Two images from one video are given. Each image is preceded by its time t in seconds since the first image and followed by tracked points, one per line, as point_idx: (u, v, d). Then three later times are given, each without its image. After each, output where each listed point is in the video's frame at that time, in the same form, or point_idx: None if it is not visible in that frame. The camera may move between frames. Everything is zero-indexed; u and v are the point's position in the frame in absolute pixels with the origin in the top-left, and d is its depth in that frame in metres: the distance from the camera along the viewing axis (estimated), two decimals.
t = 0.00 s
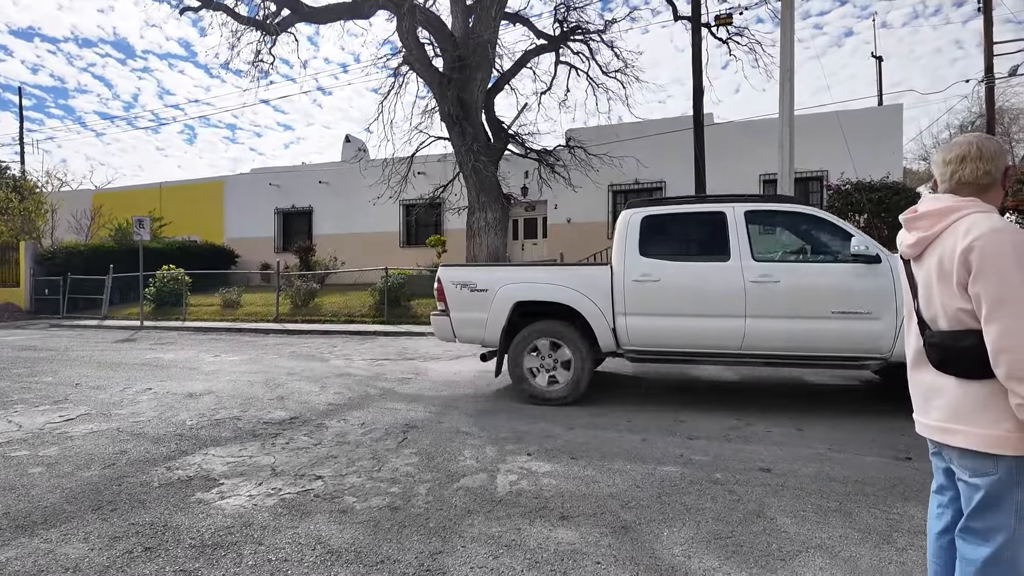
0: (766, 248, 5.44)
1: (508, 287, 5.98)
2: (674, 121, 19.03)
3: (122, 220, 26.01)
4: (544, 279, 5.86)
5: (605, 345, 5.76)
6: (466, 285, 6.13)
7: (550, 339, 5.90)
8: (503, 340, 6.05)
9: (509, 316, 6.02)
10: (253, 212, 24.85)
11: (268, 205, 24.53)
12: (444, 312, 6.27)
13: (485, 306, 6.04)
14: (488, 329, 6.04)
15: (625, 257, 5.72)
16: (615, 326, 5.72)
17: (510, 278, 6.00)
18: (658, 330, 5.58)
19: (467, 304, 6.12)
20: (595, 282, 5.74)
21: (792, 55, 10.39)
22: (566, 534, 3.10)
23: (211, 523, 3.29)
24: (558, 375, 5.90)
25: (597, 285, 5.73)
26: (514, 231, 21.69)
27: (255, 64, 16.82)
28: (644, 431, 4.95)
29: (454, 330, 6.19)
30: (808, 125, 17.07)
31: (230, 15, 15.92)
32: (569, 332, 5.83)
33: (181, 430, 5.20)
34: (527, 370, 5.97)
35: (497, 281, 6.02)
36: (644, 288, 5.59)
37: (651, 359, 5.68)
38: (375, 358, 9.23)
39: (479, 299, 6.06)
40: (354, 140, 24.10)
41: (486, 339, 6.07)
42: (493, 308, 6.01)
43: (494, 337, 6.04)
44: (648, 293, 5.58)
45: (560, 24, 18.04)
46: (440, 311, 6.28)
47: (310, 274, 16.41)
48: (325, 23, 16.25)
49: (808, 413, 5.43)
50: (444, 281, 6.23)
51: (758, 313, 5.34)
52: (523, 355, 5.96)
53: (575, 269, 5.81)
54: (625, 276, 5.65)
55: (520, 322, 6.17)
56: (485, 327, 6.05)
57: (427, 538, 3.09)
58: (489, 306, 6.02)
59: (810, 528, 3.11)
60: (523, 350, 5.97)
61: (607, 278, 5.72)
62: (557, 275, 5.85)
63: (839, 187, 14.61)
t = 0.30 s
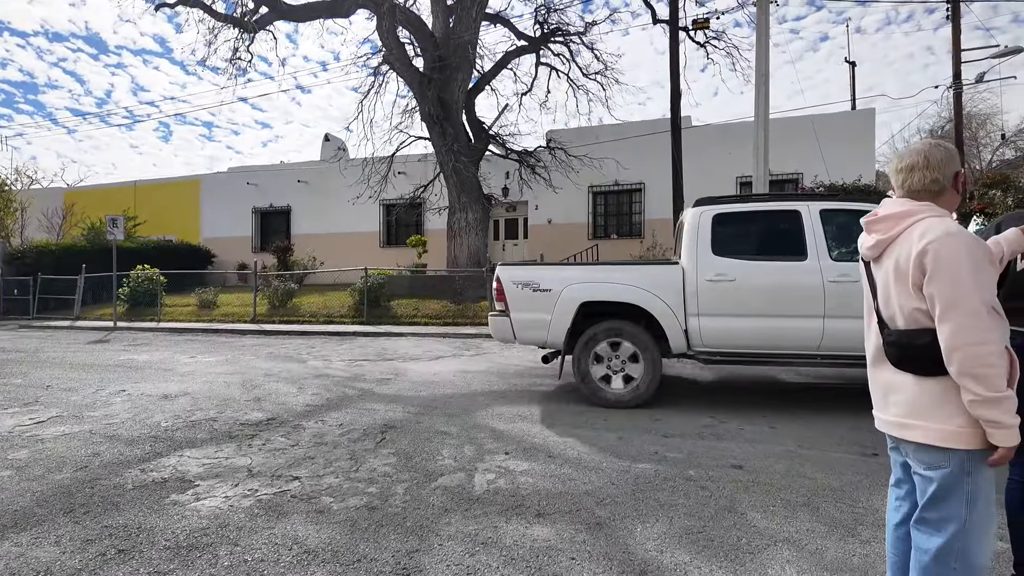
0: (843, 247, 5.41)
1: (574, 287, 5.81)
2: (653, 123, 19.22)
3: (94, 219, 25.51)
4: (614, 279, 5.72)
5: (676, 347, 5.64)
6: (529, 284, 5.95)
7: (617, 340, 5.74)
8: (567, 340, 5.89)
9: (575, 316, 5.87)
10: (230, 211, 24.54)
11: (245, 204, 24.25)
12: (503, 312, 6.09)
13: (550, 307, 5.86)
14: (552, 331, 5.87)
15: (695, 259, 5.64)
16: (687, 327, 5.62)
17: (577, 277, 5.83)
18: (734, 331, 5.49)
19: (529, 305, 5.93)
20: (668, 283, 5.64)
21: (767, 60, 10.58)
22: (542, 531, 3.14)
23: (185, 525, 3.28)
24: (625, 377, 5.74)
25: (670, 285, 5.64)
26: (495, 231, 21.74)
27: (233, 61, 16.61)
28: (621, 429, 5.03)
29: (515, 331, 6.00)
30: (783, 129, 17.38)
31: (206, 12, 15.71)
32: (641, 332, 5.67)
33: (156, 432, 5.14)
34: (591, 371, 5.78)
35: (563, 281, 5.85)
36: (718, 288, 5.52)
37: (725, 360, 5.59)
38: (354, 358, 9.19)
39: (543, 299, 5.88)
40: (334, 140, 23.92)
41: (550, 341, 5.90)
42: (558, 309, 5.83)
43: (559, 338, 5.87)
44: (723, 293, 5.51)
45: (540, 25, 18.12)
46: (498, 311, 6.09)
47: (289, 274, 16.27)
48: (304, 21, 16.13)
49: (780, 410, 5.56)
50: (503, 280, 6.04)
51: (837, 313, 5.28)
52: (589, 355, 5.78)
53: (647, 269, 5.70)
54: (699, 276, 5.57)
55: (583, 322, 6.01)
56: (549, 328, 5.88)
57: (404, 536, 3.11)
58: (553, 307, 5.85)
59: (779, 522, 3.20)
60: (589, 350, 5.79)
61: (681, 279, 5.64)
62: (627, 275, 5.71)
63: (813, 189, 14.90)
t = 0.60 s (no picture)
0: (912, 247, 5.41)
1: (642, 287, 5.77)
2: (634, 125, 19.42)
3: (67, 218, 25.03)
4: (687, 279, 5.68)
5: (747, 347, 5.63)
6: (593, 284, 5.89)
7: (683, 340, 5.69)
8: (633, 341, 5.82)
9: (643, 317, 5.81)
10: (208, 210, 24.24)
11: (225, 204, 23.97)
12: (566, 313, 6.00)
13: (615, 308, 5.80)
14: (618, 332, 5.80)
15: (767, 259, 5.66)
16: (758, 326, 5.63)
17: (646, 277, 5.79)
18: (805, 330, 5.52)
19: (594, 305, 5.86)
20: (741, 282, 5.64)
21: (745, 65, 10.78)
22: (523, 527, 3.20)
23: (166, 526, 3.28)
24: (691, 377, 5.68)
25: (741, 285, 5.63)
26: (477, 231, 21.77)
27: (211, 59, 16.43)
28: (600, 428, 5.12)
29: (578, 332, 5.90)
30: (760, 133, 17.67)
31: (185, 9, 15.53)
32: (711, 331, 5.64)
33: (134, 434, 5.10)
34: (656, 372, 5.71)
35: (631, 280, 5.81)
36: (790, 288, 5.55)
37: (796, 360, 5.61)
38: (335, 359, 9.16)
39: (609, 299, 5.82)
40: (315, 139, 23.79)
41: (615, 342, 5.82)
42: (626, 310, 5.77)
43: (626, 339, 5.80)
44: (794, 293, 5.54)
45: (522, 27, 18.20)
46: (562, 312, 6.00)
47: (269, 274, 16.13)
48: (285, 20, 16.02)
49: (755, 408, 5.69)
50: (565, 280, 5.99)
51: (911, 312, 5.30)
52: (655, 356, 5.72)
53: (716, 268, 5.69)
54: (771, 276, 5.59)
55: (648, 323, 5.96)
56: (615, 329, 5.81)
57: (385, 534, 3.15)
58: (620, 307, 5.79)
59: (752, 516, 3.30)
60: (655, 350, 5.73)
61: (752, 279, 5.64)
62: (700, 275, 5.69)
63: (789, 192, 15.18)
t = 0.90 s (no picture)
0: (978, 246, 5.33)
1: (710, 288, 5.76)
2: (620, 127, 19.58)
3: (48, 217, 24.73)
4: (758, 279, 5.63)
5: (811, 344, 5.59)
6: (660, 284, 5.90)
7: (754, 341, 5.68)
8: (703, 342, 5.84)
9: (711, 318, 5.82)
10: (192, 209, 24.05)
11: (209, 203, 23.80)
12: (631, 313, 6.02)
13: (682, 308, 5.81)
14: (686, 333, 5.82)
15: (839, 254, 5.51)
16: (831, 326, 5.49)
17: (716, 278, 5.76)
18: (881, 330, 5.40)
19: (660, 305, 5.88)
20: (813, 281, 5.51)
21: (729, 68, 10.93)
22: (507, 523, 3.27)
23: (152, 524, 3.30)
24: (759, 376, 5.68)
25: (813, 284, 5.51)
26: (464, 232, 21.79)
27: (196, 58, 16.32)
28: (584, 426, 5.19)
29: (644, 332, 5.93)
30: (743, 135, 17.89)
31: (169, 7, 15.41)
32: (782, 331, 5.58)
33: (119, 434, 5.10)
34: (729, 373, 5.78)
35: (699, 281, 5.80)
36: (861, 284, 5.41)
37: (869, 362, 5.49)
38: (322, 359, 9.16)
39: (676, 300, 5.83)
40: (301, 139, 23.70)
41: (682, 342, 5.85)
42: (695, 311, 5.77)
43: (694, 340, 5.82)
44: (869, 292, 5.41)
45: (509, 28, 18.28)
46: (627, 312, 6.03)
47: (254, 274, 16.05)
48: (270, 19, 15.96)
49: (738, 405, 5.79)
50: (631, 280, 5.99)
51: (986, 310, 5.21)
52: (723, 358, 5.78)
53: (788, 268, 5.62)
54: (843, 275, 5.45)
55: (717, 323, 5.96)
56: (682, 329, 5.82)
57: (371, 531, 3.20)
58: (688, 308, 5.80)
59: (730, 510, 3.39)
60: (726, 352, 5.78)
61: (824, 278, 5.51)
62: (772, 274, 5.62)
63: (772, 194, 15.40)
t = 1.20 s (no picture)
0: None
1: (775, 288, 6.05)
2: (608, 128, 19.72)
3: (32, 216, 24.44)
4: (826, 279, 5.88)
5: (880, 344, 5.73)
6: (727, 283, 6.14)
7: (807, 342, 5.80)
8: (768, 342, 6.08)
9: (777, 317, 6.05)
10: (179, 208, 23.87)
11: (196, 203, 23.63)
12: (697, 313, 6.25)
13: (749, 307, 6.08)
14: (752, 332, 6.09)
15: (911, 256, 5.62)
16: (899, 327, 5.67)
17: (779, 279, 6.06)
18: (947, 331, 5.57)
19: (727, 304, 6.12)
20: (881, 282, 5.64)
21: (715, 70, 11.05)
22: (492, 519, 3.32)
23: (139, 523, 3.32)
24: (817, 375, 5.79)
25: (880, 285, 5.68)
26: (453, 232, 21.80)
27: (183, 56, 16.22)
28: (569, 424, 5.26)
29: (710, 331, 6.15)
30: (730, 137, 18.05)
31: (155, 5, 15.31)
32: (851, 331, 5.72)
33: (106, 434, 5.10)
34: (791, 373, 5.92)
35: (765, 280, 6.07)
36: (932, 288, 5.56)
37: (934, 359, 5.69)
38: (310, 359, 9.16)
39: (743, 299, 6.09)
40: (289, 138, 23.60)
41: (748, 341, 6.10)
42: (762, 310, 6.02)
43: (758, 338, 6.06)
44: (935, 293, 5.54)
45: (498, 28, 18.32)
46: (693, 311, 6.25)
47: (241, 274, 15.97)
48: (258, 18, 15.90)
49: (723, 403, 5.89)
50: (696, 279, 6.22)
51: None
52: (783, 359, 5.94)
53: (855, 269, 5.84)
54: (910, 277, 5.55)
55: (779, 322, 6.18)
56: (749, 328, 6.08)
57: (358, 528, 3.24)
58: (754, 307, 6.06)
59: (711, 506, 3.47)
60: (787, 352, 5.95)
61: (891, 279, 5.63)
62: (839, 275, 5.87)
63: (758, 195, 15.59)
